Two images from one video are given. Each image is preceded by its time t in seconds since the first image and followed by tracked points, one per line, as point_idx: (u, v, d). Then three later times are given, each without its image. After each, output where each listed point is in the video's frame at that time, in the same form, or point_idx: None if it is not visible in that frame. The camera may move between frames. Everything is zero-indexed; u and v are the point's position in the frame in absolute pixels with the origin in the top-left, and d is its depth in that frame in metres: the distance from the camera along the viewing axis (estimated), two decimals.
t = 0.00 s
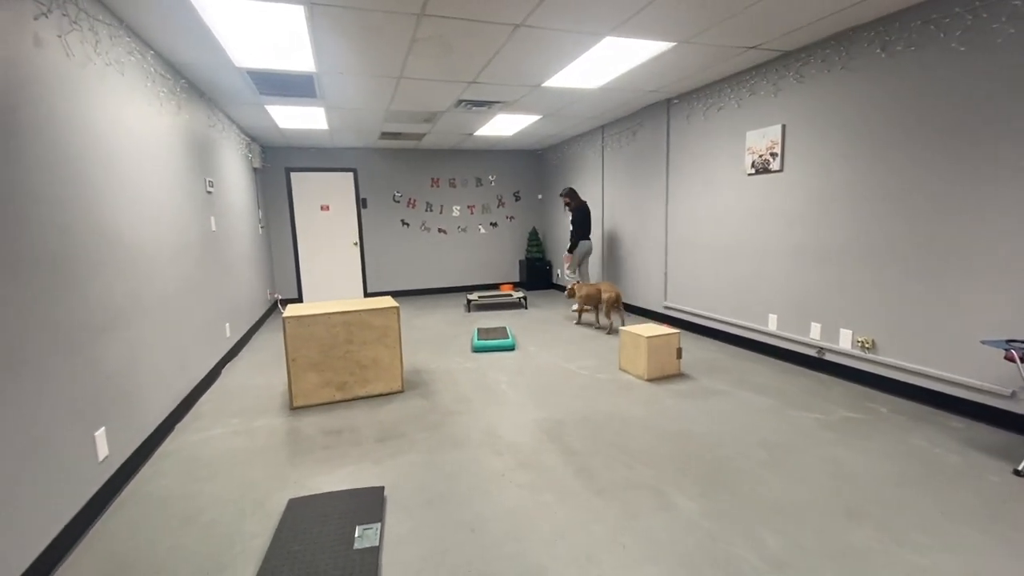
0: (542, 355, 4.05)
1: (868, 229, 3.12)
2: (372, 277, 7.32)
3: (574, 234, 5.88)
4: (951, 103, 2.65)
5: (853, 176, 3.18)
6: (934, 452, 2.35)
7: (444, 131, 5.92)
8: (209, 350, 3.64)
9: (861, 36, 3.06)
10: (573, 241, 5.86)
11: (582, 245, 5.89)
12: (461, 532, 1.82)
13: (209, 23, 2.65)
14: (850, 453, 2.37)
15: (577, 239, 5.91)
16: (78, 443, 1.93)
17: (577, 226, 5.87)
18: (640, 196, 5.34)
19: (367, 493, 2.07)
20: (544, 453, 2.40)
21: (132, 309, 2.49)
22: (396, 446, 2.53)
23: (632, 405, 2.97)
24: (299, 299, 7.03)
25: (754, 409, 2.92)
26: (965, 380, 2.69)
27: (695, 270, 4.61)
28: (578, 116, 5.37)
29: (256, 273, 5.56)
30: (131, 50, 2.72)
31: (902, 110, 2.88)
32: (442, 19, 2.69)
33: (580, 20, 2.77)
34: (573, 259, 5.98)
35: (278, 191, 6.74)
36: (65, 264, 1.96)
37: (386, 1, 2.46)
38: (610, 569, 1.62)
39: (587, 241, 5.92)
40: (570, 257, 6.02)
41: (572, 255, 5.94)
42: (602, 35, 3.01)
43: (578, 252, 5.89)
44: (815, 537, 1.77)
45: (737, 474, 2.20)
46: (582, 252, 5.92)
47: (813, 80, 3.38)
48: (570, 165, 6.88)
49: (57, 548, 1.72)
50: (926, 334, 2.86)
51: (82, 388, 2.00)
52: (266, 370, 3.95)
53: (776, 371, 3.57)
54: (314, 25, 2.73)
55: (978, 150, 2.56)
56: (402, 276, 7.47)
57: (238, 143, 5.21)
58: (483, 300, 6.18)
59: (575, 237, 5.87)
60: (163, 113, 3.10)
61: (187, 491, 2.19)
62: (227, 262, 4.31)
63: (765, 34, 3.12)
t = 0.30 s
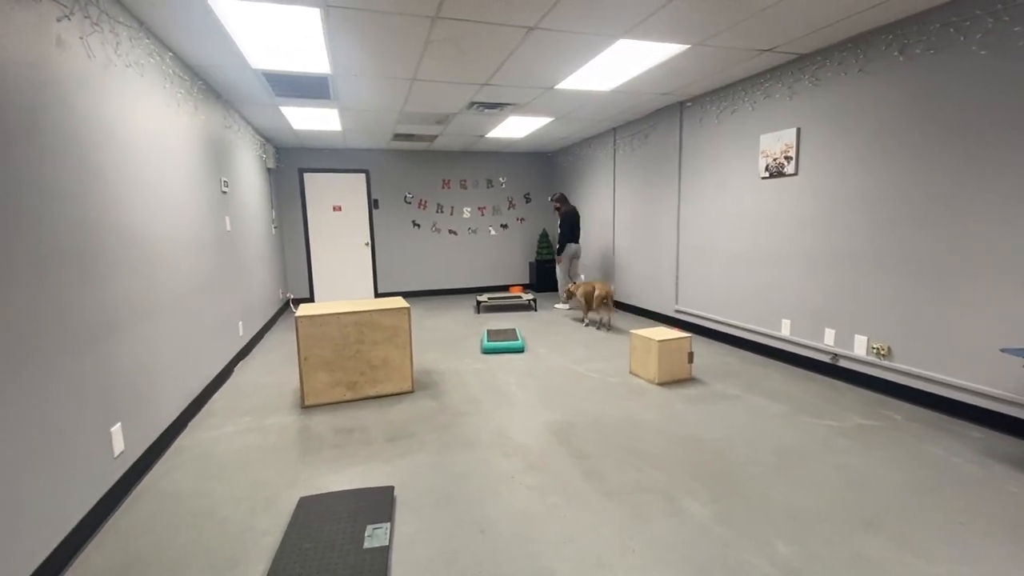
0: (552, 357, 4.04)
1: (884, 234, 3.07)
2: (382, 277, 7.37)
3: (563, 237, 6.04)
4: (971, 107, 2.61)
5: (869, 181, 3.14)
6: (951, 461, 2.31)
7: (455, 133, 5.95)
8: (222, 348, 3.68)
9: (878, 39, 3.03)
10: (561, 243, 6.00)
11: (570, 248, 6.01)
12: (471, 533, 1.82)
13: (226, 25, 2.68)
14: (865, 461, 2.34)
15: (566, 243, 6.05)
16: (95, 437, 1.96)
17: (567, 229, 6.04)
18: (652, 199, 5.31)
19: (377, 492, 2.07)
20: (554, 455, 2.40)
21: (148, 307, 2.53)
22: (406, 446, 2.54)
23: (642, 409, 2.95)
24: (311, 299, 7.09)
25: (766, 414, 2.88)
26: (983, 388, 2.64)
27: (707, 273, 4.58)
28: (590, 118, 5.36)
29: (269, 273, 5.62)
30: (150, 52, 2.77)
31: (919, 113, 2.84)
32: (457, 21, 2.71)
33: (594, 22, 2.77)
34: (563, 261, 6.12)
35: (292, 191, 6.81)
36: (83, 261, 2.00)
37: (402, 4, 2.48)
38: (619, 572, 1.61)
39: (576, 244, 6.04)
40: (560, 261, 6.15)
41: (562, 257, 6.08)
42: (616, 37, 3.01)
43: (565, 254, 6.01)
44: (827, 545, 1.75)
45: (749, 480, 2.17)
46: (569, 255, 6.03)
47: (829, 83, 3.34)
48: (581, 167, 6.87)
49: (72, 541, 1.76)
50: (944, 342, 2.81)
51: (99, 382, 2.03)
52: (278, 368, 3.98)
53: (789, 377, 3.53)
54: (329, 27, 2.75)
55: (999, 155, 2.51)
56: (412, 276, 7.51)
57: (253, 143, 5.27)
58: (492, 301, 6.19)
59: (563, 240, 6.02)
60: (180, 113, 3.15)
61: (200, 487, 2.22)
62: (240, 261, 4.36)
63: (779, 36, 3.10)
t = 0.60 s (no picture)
0: (560, 355, 4.04)
1: (897, 231, 3.04)
2: (390, 275, 7.40)
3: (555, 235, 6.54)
4: (987, 102, 2.57)
5: (882, 178, 3.10)
6: (964, 461, 2.29)
7: (463, 130, 5.95)
8: (233, 344, 3.72)
9: (892, 34, 2.98)
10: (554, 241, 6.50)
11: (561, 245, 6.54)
12: (480, 529, 1.83)
13: (236, 24, 2.70)
14: (876, 460, 2.32)
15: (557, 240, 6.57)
16: (109, 432, 1.99)
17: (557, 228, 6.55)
18: (661, 196, 5.29)
19: (387, 488, 2.09)
20: (562, 453, 2.40)
21: (161, 304, 2.56)
22: (414, 442, 2.56)
23: (651, 407, 2.94)
24: (320, 296, 7.14)
25: (776, 413, 2.86)
26: (997, 388, 2.61)
27: (716, 271, 4.55)
28: (598, 115, 5.34)
29: (278, 270, 5.66)
30: (163, 51, 2.80)
31: (934, 109, 2.80)
32: (465, 19, 2.71)
33: (603, 19, 2.76)
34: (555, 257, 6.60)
35: (301, 189, 6.85)
36: (98, 258, 2.03)
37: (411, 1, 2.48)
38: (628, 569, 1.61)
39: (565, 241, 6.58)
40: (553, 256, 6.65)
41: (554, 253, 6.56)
42: (624, 33, 2.99)
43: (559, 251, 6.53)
44: (838, 544, 1.74)
45: (759, 479, 2.16)
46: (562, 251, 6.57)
47: (842, 79, 3.30)
48: (590, 165, 6.85)
49: (88, 533, 1.79)
50: (958, 340, 2.77)
51: (113, 378, 2.06)
52: (287, 364, 4.01)
53: (799, 376, 3.50)
54: (338, 25, 2.76)
55: (1015, 151, 2.47)
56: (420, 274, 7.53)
57: (263, 142, 5.31)
58: (500, 299, 6.20)
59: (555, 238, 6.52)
60: (191, 112, 3.18)
61: (213, 481, 2.25)
62: (250, 258, 4.40)
63: (791, 32, 3.06)
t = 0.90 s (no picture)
0: (572, 353, 4.03)
1: (916, 227, 2.98)
2: (402, 274, 7.44)
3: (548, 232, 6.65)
4: (1009, 94, 2.50)
5: (900, 173, 3.04)
6: (986, 461, 2.24)
7: (475, 129, 5.97)
8: (249, 342, 3.77)
9: (910, 26, 2.92)
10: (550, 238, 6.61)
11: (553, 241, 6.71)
12: (492, 526, 1.83)
13: (249, 26, 2.73)
14: (894, 459, 2.28)
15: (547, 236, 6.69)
16: (129, 429, 2.03)
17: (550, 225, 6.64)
18: (673, 193, 5.24)
19: (399, 485, 2.10)
20: (574, 451, 2.40)
21: (178, 303, 2.61)
22: (427, 440, 2.57)
23: (663, 406, 2.92)
24: (333, 295, 7.20)
25: (792, 412, 2.83)
26: (1019, 386, 2.55)
27: (730, 268, 4.51)
28: (610, 112, 5.30)
29: (292, 269, 5.72)
30: (179, 54, 2.84)
31: (955, 102, 2.74)
32: (475, 18, 2.71)
33: (613, 15, 2.75)
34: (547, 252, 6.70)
35: (314, 189, 6.91)
36: (117, 258, 2.07)
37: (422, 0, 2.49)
38: (641, 568, 1.61)
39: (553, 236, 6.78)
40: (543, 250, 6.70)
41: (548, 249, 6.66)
42: (636, 29, 2.97)
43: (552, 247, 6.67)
44: (855, 544, 1.72)
45: (774, 478, 2.14)
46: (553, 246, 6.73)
47: (858, 72, 3.25)
48: (601, 162, 6.82)
49: (109, 528, 1.83)
50: (979, 338, 2.72)
51: (133, 375, 2.10)
52: (301, 363, 4.06)
53: (815, 374, 3.46)
54: (349, 25, 2.77)
55: None
56: (432, 272, 7.57)
57: (276, 142, 5.37)
58: (511, 297, 6.20)
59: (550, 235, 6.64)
60: (207, 113, 3.22)
61: (230, 477, 2.28)
62: (265, 258, 4.46)
63: (806, 25, 3.02)
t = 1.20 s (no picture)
0: (584, 353, 4.01)
1: (936, 223, 2.91)
2: (414, 273, 7.48)
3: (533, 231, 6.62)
4: None
5: (919, 168, 2.98)
6: (1010, 462, 2.19)
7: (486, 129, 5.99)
8: (264, 342, 3.82)
9: (929, 17, 2.86)
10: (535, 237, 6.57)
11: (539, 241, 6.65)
12: (505, 526, 1.84)
13: (261, 29, 2.76)
14: (914, 460, 2.24)
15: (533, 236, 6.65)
16: (148, 427, 2.07)
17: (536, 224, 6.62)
18: (686, 191, 5.19)
19: (413, 483, 2.11)
20: (587, 451, 2.39)
21: (195, 303, 2.65)
22: (439, 439, 2.58)
23: (677, 406, 2.90)
24: (346, 295, 7.26)
25: (808, 412, 2.79)
26: None
27: (744, 267, 4.46)
28: (621, 109, 5.27)
29: (306, 270, 5.78)
30: (194, 58, 2.89)
31: (976, 95, 2.67)
32: (486, 17, 2.71)
33: (624, 12, 2.72)
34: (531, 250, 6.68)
35: (327, 190, 6.98)
36: (135, 260, 2.11)
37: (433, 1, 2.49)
38: (654, 568, 1.60)
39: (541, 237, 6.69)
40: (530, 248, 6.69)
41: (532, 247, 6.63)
42: (647, 27, 2.95)
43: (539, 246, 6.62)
44: (873, 546, 1.69)
45: (790, 479, 2.11)
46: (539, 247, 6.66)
47: (875, 66, 3.18)
48: (613, 161, 6.78)
49: (129, 525, 1.86)
50: (1002, 336, 2.65)
51: (151, 375, 2.14)
52: (316, 362, 4.10)
53: (832, 374, 3.40)
54: (360, 26, 2.79)
55: None
56: (443, 272, 7.59)
57: (290, 144, 5.43)
58: (523, 296, 6.20)
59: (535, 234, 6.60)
60: (222, 116, 3.27)
61: (246, 475, 2.32)
62: (279, 258, 4.51)
63: (821, 19, 2.97)
